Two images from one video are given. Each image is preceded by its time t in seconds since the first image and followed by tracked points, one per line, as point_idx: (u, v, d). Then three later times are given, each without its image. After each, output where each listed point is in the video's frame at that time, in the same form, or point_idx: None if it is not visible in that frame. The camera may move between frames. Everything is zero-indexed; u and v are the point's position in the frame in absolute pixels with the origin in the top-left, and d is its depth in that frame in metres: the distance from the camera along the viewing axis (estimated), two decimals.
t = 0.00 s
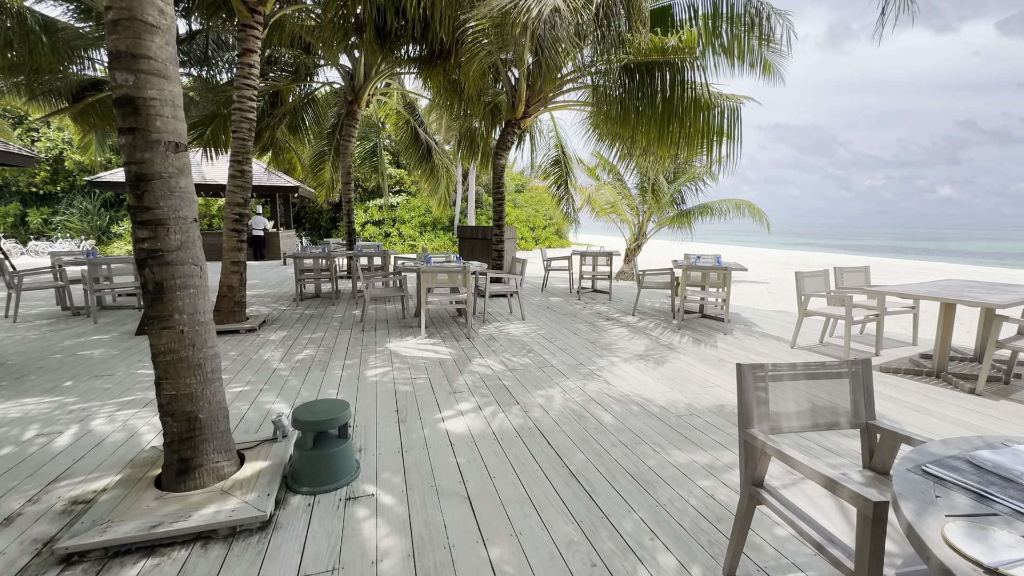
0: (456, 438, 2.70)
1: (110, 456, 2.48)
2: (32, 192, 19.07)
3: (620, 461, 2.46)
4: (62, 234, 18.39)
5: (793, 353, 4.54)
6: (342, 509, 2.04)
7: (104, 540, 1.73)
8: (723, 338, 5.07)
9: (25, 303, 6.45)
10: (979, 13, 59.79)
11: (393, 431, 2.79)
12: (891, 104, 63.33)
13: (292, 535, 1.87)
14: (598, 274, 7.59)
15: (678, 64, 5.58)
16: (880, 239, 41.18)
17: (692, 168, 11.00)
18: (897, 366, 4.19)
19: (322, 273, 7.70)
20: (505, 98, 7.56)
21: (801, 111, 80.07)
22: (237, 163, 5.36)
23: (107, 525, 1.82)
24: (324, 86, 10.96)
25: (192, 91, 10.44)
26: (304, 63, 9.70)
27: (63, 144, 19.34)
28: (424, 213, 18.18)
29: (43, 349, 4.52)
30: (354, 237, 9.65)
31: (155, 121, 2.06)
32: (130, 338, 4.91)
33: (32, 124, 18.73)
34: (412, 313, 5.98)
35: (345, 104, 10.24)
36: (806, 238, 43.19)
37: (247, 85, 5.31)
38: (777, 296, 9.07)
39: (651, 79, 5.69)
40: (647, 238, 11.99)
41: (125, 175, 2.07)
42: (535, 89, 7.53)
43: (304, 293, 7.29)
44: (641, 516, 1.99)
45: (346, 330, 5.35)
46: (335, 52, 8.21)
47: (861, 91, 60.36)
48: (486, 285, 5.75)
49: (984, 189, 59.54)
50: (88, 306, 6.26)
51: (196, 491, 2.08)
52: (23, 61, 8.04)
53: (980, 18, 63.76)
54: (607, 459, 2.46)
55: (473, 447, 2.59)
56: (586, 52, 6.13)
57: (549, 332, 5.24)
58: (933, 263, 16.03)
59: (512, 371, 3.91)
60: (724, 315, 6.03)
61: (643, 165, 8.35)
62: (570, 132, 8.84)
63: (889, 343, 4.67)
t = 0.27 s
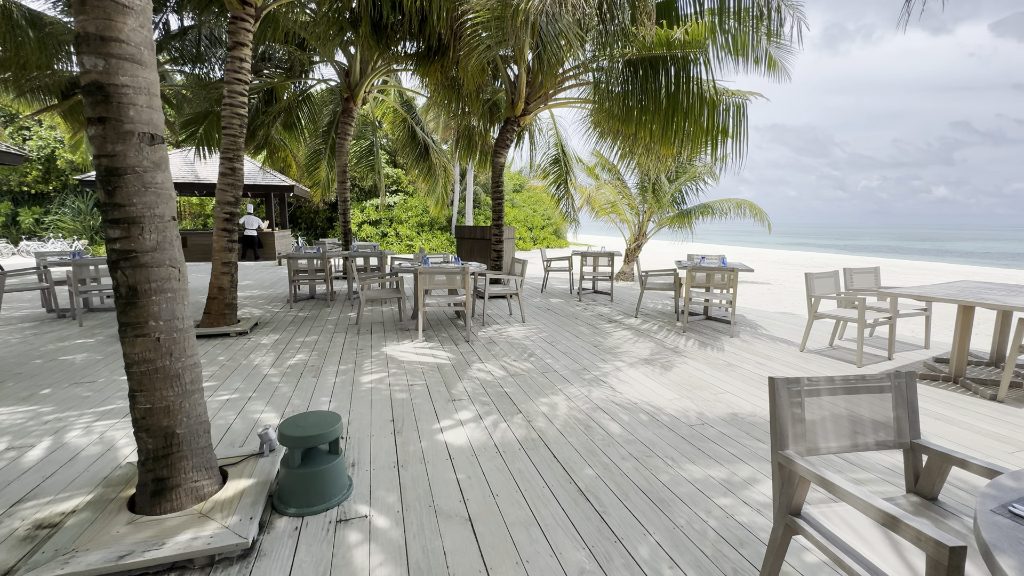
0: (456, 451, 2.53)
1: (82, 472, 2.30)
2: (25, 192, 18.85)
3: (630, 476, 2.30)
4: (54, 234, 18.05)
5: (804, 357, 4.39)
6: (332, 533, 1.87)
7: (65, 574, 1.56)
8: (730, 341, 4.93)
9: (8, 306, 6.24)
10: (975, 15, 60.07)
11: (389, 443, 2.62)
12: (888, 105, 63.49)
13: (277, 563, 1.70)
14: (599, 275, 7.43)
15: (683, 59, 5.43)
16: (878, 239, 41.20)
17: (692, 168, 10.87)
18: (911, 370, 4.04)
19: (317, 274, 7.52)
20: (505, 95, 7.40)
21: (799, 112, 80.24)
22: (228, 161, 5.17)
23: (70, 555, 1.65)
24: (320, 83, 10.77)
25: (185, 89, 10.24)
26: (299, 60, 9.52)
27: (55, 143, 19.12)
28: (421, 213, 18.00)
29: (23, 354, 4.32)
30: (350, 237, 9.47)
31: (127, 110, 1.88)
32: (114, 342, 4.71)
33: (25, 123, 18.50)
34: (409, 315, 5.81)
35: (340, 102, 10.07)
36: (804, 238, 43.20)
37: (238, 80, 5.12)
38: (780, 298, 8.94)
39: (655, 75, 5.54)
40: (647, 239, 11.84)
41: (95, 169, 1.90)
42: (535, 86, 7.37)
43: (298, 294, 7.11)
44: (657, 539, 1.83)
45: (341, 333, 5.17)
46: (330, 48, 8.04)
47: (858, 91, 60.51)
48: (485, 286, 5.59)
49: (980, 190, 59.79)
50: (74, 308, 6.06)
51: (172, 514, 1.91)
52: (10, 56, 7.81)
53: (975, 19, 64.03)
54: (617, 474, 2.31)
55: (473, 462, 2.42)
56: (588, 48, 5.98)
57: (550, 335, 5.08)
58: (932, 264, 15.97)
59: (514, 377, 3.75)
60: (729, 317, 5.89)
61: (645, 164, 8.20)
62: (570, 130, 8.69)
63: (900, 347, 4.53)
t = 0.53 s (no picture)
0: (454, 470, 2.37)
1: (49, 496, 2.13)
2: (20, 193, 18.64)
3: (643, 498, 2.13)
4: (49, 235, 17.82)
5: (815, 363, 4.24)
6: (318, 568, 1.70)
7: None
8: (738, 346, 4.77)
9: None
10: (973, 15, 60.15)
11: (383, 460, 2.46)
12: (887, 105, 63.53)
13: None
14: (602, 277, 7.28)
15: (689, 55, 5.27)
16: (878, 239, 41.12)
17: (694, 168, 10.71)
18: (929, 378, 3.88)
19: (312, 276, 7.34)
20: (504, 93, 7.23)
21: (797, 112, 80.25)
22: (218, 160, 4.99)
23: None
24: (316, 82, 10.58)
25: (180, 87, 10.07)
26: (295, 57, 9.35)
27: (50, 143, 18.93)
28: (420, 213, 17.83)
29: (3, 361, 4.14)
30: (347, 238, 9.30)
31: (93, 102, 1.71)
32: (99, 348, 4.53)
33: (19, 122, 18.31)
34: (406, 319, 5.64)
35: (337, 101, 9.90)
36: (804, 239, 43.13)
37: (229, 76, 4.94)
38: (785, 300, 8.79)
39: (661, 71, 5.38)
40: (648, 239, 11.68)
41: (58, 167, 1.72)
42: (536, 84, 7.20)
43: (293, 297, 6.94)
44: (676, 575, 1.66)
45: (336, 338, 5.00)
46: (326, 45, 7.87)
47: (857, 92, 60.52)
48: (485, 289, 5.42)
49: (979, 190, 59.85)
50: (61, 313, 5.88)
51: (142, 547, 1.74)
52: None
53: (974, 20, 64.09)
54: (628, 496, 2.14)
55: (473, 482, 2.26)
56: (591, 45, 5.83)
57: (552, 340, 4.92)
58: (934, 265, 15.88)
59: (515, 386, 3.58)
60: (736, 321, 5.73)
61: (647, 164, 8.04)
62: (571, 128, 8.53)
63: (916, 353, 4.37)
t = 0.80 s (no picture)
0: (452, 490, 2.21)
1: (12, 521, 1.96)
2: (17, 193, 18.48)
3: (656, 522, 1.97)
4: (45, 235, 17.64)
5: (829, 369, 4.08)
6: None
7: None
8: (747, 351, 4.61)
9: None
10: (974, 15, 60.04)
11: (376, 478, 2.30)
12: (887, 104, 63.41)
13: None
14: (604, 279, 7.13)
15: (696, 50, 5.11)
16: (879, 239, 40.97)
17: (698, 167, 10.55)
18: (949, 385, 3.72)
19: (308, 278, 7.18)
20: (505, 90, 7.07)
21: (798, 112, 80.12)
22: (209, 159, 4.82)
23: None
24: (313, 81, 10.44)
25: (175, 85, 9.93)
26: (292, 55, 9.20)
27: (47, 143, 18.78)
28: (419, 213, 17.68)
29: None
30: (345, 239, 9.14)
31: (52, 93, 1.54)
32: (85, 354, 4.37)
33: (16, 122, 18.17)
34: (404, 322, 5.49)
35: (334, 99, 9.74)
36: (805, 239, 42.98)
37: (219, 72, 4.77)
38: (790, 301, 8.63)
39: (666, 67, 5.22)
40: (650, 240, 11.53)
41: (14, 164, 1.56)
42: (537, 81, 7.04)
43: (289, 300, 6.78)
44: None
45: (331, 343, 4.84)
46: (323, 42, 7.72)
47: (858, 91, 60.40)
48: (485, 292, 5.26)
49: (979, 190, 59.74)
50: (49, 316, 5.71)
51: None
52: None
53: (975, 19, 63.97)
54: (640, 520, 1.99)
55: (473, 504, 2.10)
56: (594, 40, 5.67)
57: (555, 345, 4.76)
58: (937, 265, 15.75)
59: (517, 395, 3.41)
60: (743, 325, 5.56)
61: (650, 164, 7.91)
62: (573, 127, 8.37)
63: (932, 359, 4.21)
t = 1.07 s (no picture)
0: (452, 512, 2.03)
1: None
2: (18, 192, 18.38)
3: (675, 550, 1.79)
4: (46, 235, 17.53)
5: (848, 375, 3.88)
6: None
7: None
8: (761, 355, 4.42)
9: None
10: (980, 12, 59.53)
11: (369, 497, 2.13)
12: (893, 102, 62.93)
13: None
14: (610, 279, 6.94)
15: (707, 40, 4.90)
16: (885, 238, 40.63)
17: (704, 164, 10.34)
18: (977, 392, 3.51)
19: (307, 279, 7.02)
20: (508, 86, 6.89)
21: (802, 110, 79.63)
22: (202, 155, 4.65)
23: None
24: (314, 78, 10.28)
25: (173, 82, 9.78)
26: (290, 51, 9.03)
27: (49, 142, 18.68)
28: (421, 213, 17.51)
29: None
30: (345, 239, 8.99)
31: None
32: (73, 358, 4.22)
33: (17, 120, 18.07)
34: (404, 324, 5.32)
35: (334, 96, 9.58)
36: (810, 238, 42.66)
37: (212, 66, 4.60)
38: (800, 302, 8.43)
39: (676, 59, 5.01)
40: (655, 239, 11.32)
41: None
42: (540, 76, 6.86)
43: (286, 301, 6.62)
44: None
45: (328, 346, 4.67)
46: (322, 37, 7.55)
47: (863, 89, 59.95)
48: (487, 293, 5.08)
49: (985, 188, 59.26)
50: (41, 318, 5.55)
51: None
52: None
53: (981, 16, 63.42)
54: (657, 547, 1.81)
55: (474, 528, 1.92)
56: (600, 32, 5.48)
57: (560, 348, 4.58)
58: (947, 265, 15.51)
59: (521, 403, 3.23)
60: (755, 327, 5.37)
61: (657, 161, 7.72)
62: (577, 123, 8.18)
63: (956, 364, 4.01)
